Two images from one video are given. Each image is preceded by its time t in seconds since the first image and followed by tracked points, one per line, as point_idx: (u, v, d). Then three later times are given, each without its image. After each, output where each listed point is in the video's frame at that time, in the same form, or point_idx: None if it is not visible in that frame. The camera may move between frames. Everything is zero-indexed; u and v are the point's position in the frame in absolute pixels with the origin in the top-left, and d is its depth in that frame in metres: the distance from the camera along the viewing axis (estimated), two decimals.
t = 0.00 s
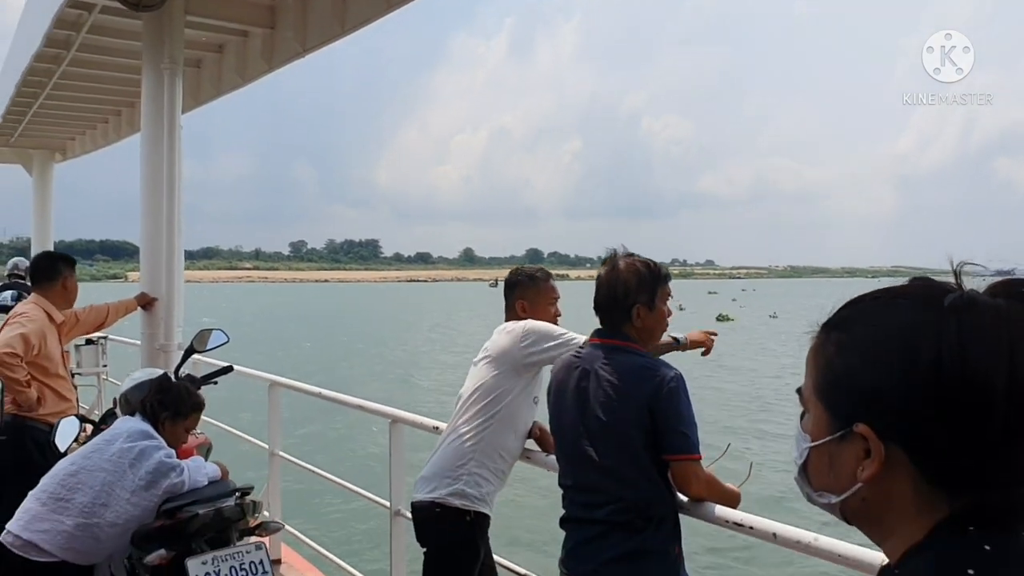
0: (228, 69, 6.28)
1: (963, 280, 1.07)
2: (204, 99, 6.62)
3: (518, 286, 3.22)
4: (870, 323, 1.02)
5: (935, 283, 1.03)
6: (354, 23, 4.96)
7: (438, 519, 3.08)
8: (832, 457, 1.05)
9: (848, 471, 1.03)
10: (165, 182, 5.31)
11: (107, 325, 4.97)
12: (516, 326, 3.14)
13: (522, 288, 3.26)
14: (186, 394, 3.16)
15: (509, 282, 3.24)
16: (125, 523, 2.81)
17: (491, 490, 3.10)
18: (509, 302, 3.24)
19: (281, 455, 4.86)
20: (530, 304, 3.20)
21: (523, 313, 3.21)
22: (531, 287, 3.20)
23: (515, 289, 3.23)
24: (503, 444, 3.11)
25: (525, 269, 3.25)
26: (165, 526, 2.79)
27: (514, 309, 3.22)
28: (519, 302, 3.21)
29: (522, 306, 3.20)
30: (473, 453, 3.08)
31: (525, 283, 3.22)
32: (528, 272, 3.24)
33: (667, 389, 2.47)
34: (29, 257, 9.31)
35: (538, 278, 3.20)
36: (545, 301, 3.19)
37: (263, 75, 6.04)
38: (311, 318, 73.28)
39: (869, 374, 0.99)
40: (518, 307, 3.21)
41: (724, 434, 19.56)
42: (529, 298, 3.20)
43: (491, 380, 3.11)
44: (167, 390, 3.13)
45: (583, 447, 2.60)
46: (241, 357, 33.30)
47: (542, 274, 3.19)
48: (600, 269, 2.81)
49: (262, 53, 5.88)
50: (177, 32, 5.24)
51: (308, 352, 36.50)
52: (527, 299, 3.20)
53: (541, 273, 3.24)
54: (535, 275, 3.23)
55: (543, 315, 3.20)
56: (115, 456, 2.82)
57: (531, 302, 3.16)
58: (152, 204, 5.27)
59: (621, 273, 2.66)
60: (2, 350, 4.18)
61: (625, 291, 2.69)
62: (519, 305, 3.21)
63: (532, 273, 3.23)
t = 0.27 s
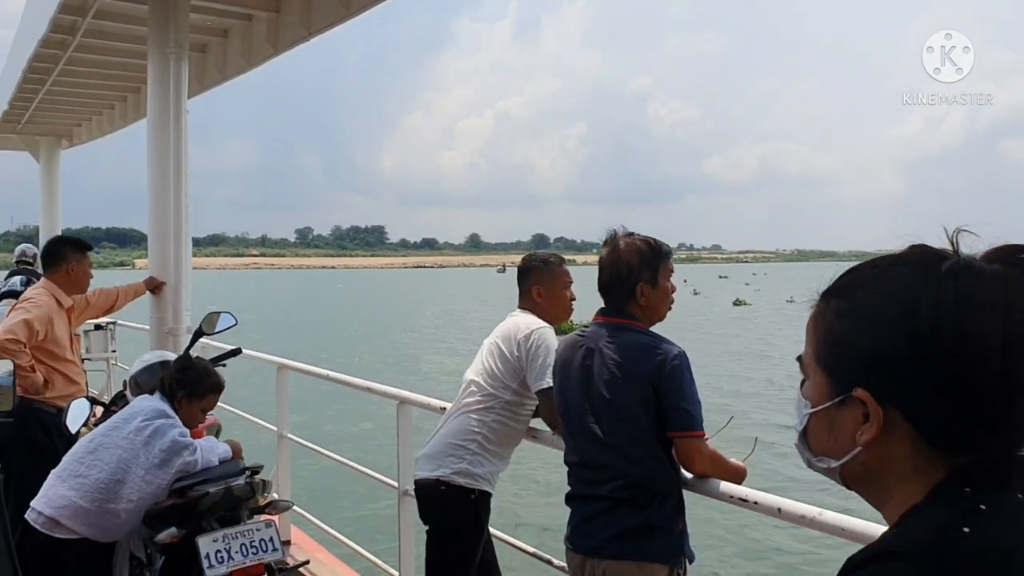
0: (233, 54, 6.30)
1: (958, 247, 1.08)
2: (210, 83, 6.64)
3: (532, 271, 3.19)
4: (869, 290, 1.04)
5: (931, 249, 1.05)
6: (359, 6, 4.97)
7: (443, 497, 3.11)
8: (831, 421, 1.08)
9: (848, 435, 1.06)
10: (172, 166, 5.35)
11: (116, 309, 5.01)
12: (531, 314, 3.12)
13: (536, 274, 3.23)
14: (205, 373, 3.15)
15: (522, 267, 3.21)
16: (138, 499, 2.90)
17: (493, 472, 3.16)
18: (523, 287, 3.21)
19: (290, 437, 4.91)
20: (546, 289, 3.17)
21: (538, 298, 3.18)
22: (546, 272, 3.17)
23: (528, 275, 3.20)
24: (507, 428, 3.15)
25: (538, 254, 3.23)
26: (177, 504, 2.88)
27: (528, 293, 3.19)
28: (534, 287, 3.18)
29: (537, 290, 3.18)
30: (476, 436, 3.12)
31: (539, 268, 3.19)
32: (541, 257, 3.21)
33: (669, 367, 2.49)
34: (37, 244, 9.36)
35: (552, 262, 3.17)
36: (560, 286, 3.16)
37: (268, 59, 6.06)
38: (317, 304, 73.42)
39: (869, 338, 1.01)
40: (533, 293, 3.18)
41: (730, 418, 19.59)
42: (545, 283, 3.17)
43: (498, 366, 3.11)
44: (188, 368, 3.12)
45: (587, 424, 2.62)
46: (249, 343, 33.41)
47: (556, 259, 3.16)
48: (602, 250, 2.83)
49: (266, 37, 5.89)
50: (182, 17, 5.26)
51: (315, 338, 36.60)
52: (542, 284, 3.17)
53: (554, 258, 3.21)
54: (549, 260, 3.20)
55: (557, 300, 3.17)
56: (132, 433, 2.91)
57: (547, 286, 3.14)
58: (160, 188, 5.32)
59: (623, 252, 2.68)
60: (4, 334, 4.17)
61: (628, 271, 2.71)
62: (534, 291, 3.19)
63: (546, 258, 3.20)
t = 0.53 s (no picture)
0: (236, 49, 6.31)
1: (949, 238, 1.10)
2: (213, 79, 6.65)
3: (546, 271, 3.18)
4: (864, 278, 1.05)
5: (923, 239, 1.07)
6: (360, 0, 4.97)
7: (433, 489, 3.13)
8: (825, 408, 1.09)
9: (842, 421, 1.07)
10: (176, 161, 5.37)
11: (120, 304, 5.05)
12: (542, 315, 3.12)
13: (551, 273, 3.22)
14: (217, 369, 3.17)
15: (537, 267, 3.21)
16: (143, 490, 2.93)
17: (485, 469, 3.19)
18: (537, 285, 3.21)
19: (294, 431, 4.93)
20: (558, 289, 3.17)
21: (550, 299, 3.18)
22: (560, 273, 3.16)
23: (543, 274, 3.20)
24: (502, 427, 3.18)
25: (553, 253, 3.22)
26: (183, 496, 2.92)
27: (542, 294, 3.19)
28: (548, 288, 3.18)
29: (551, 292, 3.17)
30: (472, 432, 3.15)
31: (554, 268, 3.18)
32: (556, 257, 3.20)
33: (665, 351, 2.51)
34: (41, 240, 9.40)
35: (567, 263, 3.16)
36: (574, 287, 3.15)
37: (270, 54, 6.07)
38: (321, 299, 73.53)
39: (863, 326, 1.03)
40: (546, 293, 3.18)
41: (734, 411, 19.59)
42: (558, 283, 3.17)
43: (501, 366, 3.13)
44: (201, 363, 3.16)
45: (586, 415, 2.63)
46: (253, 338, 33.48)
47: (571, 260, 3.15)
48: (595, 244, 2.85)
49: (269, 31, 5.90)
50: (184, 12, 5.28)
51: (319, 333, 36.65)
52: (555, 285, 3.17)
53: (569, 258, 3.19)
54: (563, 260, 3.19)
55: (570, 302, 3.17)
56: (139, 425, 2.96)
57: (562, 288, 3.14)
58: (164, 183, 5.34)
59: (613, 244, 2.71)
60: (2, 329, 4.21)
61: (621, 263, 2.73)
62: (547, 290, 3.19)
63: (561, 258, 3.19)
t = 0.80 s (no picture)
0: (239, 45, 6.33)
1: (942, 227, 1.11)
2: (217, 76, 6.68)
3: (556, 266, 3.20)
4: (861, 266, 1.07)
5: (917, 227, 1.08)
6: None
7: (441, 479, 3.15)
8: (823, 394, 1.11)
9: (839, 406, 1.09)
10: (180, 157, 5.40)
11: (126, 299, 5.08)
12: (550, 310, 3.14)
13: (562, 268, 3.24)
14: (227, 366, 3.19)
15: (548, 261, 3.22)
16: (150, 482, 2.96)
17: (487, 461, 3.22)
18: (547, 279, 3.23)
19: (299, 425, 4.95)
20: (566, 285, 3.18)
21: (558, 294, 3.20)
22: (569, 268, 3.18)
23: (553, 269, 3.21)
24: (506, 420, 3.20)
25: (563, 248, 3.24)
26: (190, 488, 2.95)
27: (551, 288, 3.21)
28: (557, 283, 3.20)
29: (559, 287, 3.19)
30: (476, 425, 3.17)
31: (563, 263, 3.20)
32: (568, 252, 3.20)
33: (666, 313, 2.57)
34: (48, 236, 9.44)
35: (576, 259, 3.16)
36: (582, 283, 3.17)
37: (273, 50, 6.08)
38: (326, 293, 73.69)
39: (859, 311, 1.05)
40: (553, 289, 3.21)
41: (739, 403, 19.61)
42: (564, 278, 3.18)
43: (508, 361, 3.14)
44: (211, 359, 3.18)
45: (589, 406, 2.64)
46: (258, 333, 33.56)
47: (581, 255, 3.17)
48: (589, 235, 2.84)
49: (272, 27, 5.91)
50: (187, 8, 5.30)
51: (324, 328, 36.73)
52: (562, 280, 3.18)
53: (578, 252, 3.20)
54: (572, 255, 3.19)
55: (577, 298, 3.19)
56: (147, 418, 2.99)
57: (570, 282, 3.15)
58: (169, 179, 5.37)
59: (607, 238, 2.71)
60: (6, 325, 4.24)
61: (614, 257, 2.73)
62: (555, 285, 3.21)
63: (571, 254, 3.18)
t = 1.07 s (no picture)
0: (240, 38, 6.34)
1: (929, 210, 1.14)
2: (217, 68, 6.69)
3: (560, 256, 3.22)
4: (851, 248, 1.09)
5: (905, 210, 1.11)
6: None
7: (443, 467, 3.17)
8: (813, 374, 1.13)
9: (828, 385, 1.12)
10: (182, 150, 5.42)
11: (130, 291, 5.11)
12: (553, 300, 3.17)
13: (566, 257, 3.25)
14: (228, 358, 3.21)
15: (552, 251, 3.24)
16: (155, 471, 3.01)
17: (490, 447, 3.24)
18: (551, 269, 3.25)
19: (302, 416, 4.98)
20: (570, 274, 3.20)
21: (563, 284, 3.22)
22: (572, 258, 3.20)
23: (557, 259, 3.23)
24: (510, 407, 3.22)
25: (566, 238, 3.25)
26: (193, 477, 2.98)
27: (555, 278, 3.23)
28: (561, 273, 3.21)
29: (564, 276, 3.21)
30: (479, 410, 3.19)
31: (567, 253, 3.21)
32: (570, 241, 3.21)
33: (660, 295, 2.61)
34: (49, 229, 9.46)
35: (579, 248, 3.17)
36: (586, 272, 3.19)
37: (273, 42, 6.10)
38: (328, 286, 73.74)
39: (849, 293, 1.07)
40: (558, 278, 3.22)
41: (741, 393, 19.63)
42: (568, 268, 3.19)
43: (511, 346, 3.16)
44: (212, 351, 3.20)
45: (589, 393, 2.66)
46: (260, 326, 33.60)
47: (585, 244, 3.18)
48: (587, 226, 2.86)
49: (272, 19, 5.92)
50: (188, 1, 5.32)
51: (325, 320, 36.76)
52: (567, 269, 3.20)
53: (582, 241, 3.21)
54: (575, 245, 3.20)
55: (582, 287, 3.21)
56: (149, 408, 3.04)
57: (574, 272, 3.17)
58: (171, 172, 5.39)
59: (603, 229, 2.73)
60: (11, 317, 4.26)
61: (611, 247, 2.75)
62: (560, 274, 3.23)
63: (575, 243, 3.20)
